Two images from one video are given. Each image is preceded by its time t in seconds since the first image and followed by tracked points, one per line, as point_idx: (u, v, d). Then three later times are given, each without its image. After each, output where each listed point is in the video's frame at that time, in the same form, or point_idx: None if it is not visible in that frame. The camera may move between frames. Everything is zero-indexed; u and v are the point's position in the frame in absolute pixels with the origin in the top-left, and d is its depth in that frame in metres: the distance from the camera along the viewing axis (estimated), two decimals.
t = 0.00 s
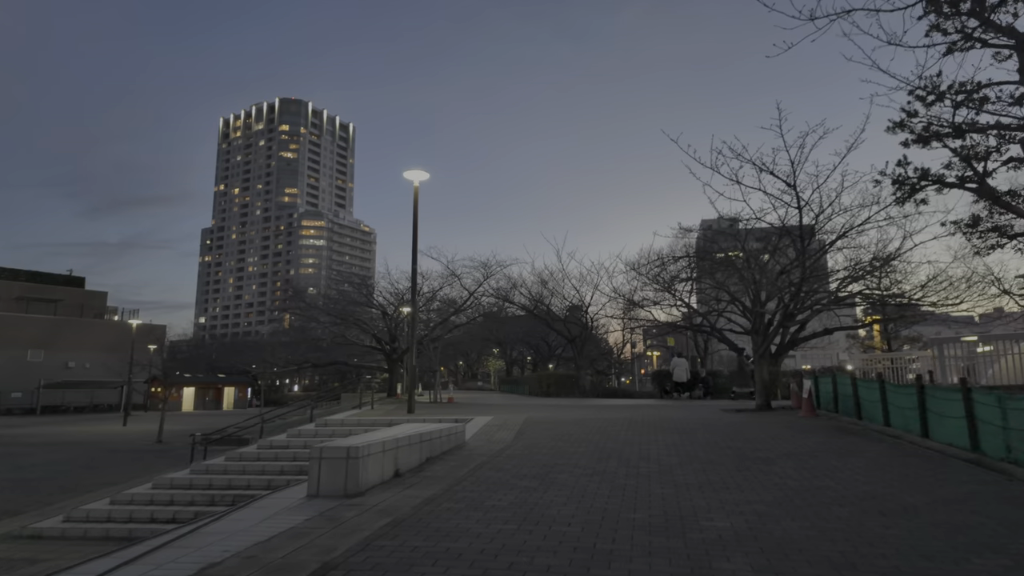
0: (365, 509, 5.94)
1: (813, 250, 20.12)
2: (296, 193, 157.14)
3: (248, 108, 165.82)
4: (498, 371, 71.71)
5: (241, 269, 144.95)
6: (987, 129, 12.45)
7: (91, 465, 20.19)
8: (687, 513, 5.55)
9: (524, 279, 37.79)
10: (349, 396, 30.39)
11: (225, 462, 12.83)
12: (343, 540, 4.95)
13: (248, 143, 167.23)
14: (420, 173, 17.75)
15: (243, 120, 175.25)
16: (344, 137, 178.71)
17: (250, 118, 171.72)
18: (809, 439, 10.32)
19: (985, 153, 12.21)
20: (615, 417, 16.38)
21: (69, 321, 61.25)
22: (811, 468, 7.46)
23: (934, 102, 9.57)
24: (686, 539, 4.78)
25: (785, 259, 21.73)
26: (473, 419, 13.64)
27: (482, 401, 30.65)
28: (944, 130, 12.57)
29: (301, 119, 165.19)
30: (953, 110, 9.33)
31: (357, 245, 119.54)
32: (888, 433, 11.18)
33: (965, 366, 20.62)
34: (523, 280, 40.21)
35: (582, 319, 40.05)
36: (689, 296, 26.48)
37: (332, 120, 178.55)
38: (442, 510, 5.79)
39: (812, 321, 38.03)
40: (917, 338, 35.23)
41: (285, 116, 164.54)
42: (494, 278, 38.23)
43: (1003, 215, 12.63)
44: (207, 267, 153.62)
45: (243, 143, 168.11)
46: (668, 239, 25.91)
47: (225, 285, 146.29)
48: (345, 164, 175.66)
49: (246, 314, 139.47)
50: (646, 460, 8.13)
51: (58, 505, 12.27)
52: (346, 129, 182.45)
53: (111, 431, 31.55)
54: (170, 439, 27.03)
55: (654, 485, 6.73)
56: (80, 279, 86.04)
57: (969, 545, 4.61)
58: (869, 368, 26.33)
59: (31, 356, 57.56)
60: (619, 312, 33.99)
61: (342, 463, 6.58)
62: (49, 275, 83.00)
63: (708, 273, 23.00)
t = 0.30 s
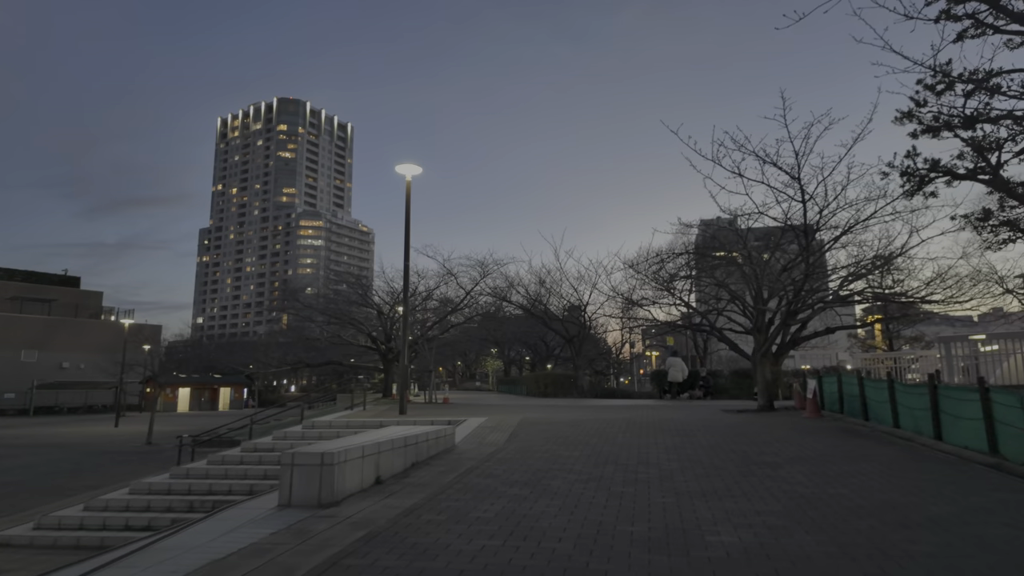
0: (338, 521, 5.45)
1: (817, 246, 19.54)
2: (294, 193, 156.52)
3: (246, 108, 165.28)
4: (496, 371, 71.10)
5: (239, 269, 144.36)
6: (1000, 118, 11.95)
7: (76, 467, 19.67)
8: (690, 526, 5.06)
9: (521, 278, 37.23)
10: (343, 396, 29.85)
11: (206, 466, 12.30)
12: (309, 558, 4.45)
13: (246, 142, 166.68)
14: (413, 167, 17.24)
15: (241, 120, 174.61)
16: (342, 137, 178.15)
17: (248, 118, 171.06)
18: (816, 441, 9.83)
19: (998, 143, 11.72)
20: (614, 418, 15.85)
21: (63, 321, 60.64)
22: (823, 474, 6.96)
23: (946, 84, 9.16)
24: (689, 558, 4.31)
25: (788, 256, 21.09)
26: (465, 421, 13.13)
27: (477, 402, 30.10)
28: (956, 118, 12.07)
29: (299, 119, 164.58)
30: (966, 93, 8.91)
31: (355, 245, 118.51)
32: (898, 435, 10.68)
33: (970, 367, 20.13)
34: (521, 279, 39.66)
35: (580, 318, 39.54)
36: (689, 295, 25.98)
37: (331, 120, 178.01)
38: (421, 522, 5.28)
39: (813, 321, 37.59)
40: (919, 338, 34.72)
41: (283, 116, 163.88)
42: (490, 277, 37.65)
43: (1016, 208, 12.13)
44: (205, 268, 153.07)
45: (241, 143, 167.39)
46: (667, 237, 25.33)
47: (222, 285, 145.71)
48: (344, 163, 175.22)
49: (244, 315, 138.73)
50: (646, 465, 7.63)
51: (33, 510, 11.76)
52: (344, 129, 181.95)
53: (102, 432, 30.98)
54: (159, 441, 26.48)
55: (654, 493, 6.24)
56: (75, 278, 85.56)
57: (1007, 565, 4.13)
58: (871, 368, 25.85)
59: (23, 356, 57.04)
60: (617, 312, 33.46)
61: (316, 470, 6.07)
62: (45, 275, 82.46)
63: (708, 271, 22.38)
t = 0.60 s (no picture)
0: (312, 536, 4.97)
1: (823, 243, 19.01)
2: (293, 193, 156.07)
3: (246, 108, 164.91)
4: (495, 371, 70.60)
5: (238, 269, 143.83)
6: (1017, 108, 11.49)
7: (63, 470, 19.20)
8: (699, 542, 4.57)
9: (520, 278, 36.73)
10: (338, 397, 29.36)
11: (190, 469, 11.78)
12: None
13: (246, 142, 166.30)
14: (407, 162, 16.76)
15: (241, 119, 174.22)
16: (342, 137, 177.77)
17: (247, 118, 170.67)
18: (827, 445, 9.33)
19: (1015, 133, 11.26)
20: (613, 419, 15.36)
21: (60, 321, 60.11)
22: (839, 483, 6.48)
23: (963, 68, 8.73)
24: None
25: (793, 254, 20.55)
26: (459, 422, 12.63)
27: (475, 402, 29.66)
28: (969, 107, 11.62)
29: (299, 118, 164.18)
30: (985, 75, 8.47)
31: (355, 244, 117.79)
32: (913, 438, 10.19)
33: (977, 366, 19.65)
34: (519, 278, 39.12)
35: (580, 317, 39.06)
36: (690, 294, 25.45)
37: (330, 119, 177.57)
38: (402, 538, 4.79)
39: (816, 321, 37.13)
40: (923, 337, 34.24)
41: (282, 116, 163.51)
42: (489, 276, 37.14)
43: None
44: (204, 267, 152.52)
45: (240, 142, 166.96)
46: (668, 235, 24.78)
47: (221, 285, 145.21)
48: (343, 163, 174.83)
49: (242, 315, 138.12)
50: (649, 471, 7.14)
51: (9, 516, 11.28)
52: (343, 129, 181.57)
53: (94, 433, 30.48)
54: (151, 443, 26.01)
55: (658, 504, 5.75)
56: (73, 278, 85.18)
57: None
58: (874, 368, 25.38)
59: (19, 356, 56.56)
60: (617, 311, 32.96)
61: (292, 480, 5.60)
62: (42, 275, 82.07)
63: (710, 270, 21.82)
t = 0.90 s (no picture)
0: (282, 561, 4.50)
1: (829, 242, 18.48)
2: (293, 193, 155.63)
3: (246, 108, 164.55)
4: (495, 372, 70.06)
5: (238, 269, 143.30)
6: None
7: (50, 474, 18.72)
8: (711, 570, 4.11)
9: (520, 277, 36.20)
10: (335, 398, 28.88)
11: (173, 475, 11.27)
12: None
13: (246, 142, 165.93)
14: (402, 158, 16.30)
15: (241, 119, 173.83)
16: (342, 137, 177.34)
17: (248, 118, 170.29)
18: (841, 453, 8.84)
19: None
20: (614, 423, 14.87)
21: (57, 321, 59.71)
22: (857, 497, 6.04)
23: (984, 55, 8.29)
24: None
25: (798, 253, 20.02)
26: (454, 427, 12.14)
27: (473, 404, 29.14)
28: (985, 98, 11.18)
29: (299, 118, 163.76)
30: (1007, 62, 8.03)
31: (356, 245, 117.08)
32: (928, 446, 9.73)
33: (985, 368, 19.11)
34: (519, 278, 38.58)
35: (580, 318, 38.56)
36: (692, 294, 24.93)
37: (330, 119, 177.12)
38: (381, 564, 4.32)
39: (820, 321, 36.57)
40: (928, 338, 33.71)
41: (282, 116, 163.08)
42: (488, 276, 36.62)
43: None
44: (204, 267, 152.03)
45: (240, 142, 166.56)
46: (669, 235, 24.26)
47: (221, 285, 144.78)
48: (343, 163, 174.35)
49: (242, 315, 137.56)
50: (652, 483, 6.67)
51: None
52: (344, 129, 181.15)
53: (87, 435, 30.01)
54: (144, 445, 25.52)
55: (664, 523, 5.28)
56: (72, 278, 84.78)
57: None
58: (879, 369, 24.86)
59: (15, 356, 56.15)
60: (617, 311, 32.43)
61: (264, 497, 5.13)
62: (40, 275, 81.62)
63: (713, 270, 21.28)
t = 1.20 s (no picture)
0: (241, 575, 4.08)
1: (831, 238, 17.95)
2: (291, 194, 155.03)
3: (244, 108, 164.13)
4: (492, 373, 69.41)
5: (236, 270, 142.46)
6: None
7: (32, 475, 18.23)
8: None
9: (517, 276, 35.70)
10: (327, 399, 28.36)
11: (150, 478, 10.81)
12: None
13: (243, 142, 165.28)
14: (394, 152, 15.87)
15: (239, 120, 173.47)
16: (340, 137, 177.13)
17: (245, 118, 169.87)
18: (847, 455, 8.43)
19: None
20: (611, 424, 14.42)
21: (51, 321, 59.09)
22: (870, 503, 5.63)
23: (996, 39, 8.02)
24: None
25: (800, 249, 19.51)
26: (444, 428, 11.68)
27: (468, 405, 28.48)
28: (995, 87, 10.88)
29: (297, 119, 163.32)
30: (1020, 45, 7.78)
31: (354, 245, 116.11)
32: (937, 447, 9.32)
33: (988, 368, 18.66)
34: (517, 277, 38.04)
35: (578, 317, 38.06)
36: (690, 293, 24.43)
37: (328, 119, 176.74)
38: None
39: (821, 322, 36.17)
40: (931, 339, 33.29)
41: (281, 116, 162.78)
42: (485, 276, 36.07)
43: None
44: (201, 268, 151.13)
45: (238, 143, 166.16)
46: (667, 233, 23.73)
47: (218, 285, 144.11)
48: (341, 164, 173.93)
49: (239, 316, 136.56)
50: (649, 488, 6.25)
51: None
52: (342, 129, 180.70)
53: (78, 435, 29.55)
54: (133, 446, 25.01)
55: (660, 531, 4.87)
56: (66, 278, 84.22)
57: None
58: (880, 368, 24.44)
59: (9, 357, 55.66)
60: (615, 311, 31.94)
61: (223, 505, 4.68)
62: (36, 275, 81.11)
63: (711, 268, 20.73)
